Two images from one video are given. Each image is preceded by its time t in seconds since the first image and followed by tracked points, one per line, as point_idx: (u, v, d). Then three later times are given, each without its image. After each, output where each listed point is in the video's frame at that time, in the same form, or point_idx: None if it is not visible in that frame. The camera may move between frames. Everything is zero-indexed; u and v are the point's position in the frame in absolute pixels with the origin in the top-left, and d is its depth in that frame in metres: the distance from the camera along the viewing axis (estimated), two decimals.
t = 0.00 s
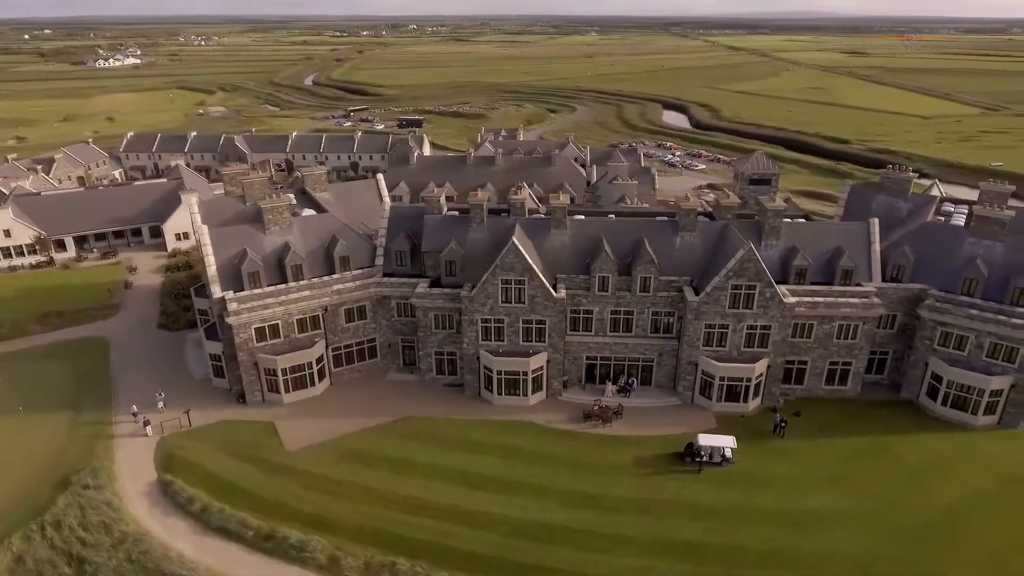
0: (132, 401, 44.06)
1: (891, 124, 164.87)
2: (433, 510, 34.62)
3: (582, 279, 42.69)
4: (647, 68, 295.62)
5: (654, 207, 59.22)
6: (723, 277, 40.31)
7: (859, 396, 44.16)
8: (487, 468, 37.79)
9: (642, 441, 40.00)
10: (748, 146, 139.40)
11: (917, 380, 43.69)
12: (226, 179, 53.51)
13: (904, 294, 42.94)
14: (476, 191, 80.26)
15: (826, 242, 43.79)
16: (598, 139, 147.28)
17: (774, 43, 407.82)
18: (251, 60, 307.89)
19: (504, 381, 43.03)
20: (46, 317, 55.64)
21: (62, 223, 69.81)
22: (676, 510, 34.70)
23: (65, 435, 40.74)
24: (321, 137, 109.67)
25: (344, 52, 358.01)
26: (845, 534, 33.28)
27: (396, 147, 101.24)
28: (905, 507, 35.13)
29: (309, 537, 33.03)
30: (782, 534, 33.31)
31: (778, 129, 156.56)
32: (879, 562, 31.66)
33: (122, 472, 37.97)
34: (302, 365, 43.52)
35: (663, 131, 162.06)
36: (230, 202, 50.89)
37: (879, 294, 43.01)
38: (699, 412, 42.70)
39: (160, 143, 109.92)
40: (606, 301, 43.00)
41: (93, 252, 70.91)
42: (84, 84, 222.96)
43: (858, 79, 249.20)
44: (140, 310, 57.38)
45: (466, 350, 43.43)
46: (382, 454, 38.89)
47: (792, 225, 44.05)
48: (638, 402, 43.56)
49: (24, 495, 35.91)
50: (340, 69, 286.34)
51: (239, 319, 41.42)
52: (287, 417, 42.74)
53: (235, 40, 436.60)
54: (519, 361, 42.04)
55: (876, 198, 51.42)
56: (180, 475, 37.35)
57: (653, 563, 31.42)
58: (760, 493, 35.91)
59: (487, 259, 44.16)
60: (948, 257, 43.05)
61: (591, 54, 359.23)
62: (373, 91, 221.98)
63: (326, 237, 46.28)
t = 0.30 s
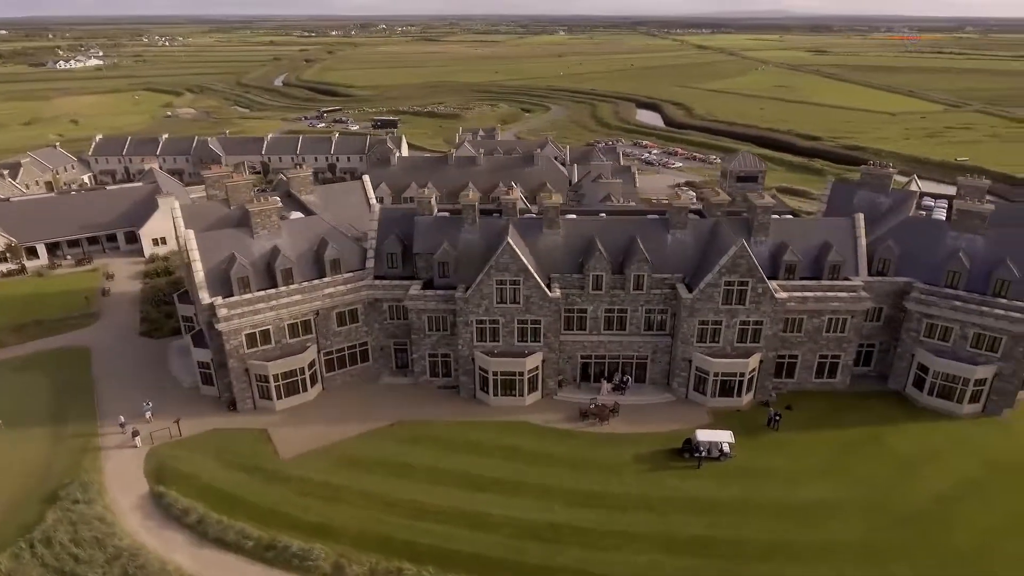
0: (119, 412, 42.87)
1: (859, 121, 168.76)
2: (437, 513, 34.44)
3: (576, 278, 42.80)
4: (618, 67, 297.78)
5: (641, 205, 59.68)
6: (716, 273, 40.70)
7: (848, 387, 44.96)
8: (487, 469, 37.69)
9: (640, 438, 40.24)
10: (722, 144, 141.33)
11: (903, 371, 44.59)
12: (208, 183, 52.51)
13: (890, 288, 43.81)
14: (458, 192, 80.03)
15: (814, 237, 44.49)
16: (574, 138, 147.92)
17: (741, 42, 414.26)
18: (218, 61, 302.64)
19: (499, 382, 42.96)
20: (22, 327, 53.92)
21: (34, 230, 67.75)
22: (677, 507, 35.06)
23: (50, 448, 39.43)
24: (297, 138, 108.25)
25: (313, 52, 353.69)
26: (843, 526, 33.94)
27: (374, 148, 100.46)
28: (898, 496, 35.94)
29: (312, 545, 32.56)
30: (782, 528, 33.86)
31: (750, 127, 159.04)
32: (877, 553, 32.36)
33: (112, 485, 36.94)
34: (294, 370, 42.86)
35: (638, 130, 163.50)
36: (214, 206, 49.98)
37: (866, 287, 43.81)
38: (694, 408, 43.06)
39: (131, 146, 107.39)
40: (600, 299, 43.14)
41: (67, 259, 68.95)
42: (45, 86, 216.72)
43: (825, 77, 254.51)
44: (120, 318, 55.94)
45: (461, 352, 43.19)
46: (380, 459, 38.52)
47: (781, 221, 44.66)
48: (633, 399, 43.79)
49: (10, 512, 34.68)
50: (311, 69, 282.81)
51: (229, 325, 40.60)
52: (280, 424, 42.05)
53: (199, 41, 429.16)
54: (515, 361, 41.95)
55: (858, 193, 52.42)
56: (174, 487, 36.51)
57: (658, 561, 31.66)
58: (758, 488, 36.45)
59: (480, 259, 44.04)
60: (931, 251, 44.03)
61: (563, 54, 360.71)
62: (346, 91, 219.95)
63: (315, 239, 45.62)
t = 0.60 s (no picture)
0: (93, 429, 41.12)
1: (810, 116, 174.06)
2: (437, 517, 34.23)
3: (563, 276, 42.89)
4: (574, 66, 300.10)
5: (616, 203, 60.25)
6: (701, 269, 41.34)
7: (827, 375, 46.24)
8: (484, 472, 37.59)
9: (632, 433, 40.65)
10: (682, 141, 143.95)
11: (878, 358, 46.11)
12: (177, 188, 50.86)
13: (865, 278, 45.22)
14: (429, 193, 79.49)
15: (791, 230, 45.60)
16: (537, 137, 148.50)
17: (692, 40, 422.09)
18: (164, 62, 293.16)
19: (489, 383, 42.77)
20: None
21: None
22: (674, 500, 35.62)
23: (22, 470, 37.56)
24: (258, 141, 105.81)
25: (264, 52, 346.21)
26: (833, 512, 34.88)
27: (339, 150, 98.99)
28: (881, 479, 37.13)
29: (312, 558, 31.95)
30: (777, 517, 34.60)
31: (708, 123, 162.34)
32: (867, 536, 33.37)
33: (93, 505, 35.41)
34: (279, 378, 41.84)
35: (598, 128, 165.08)
36: (186, 212, 48.47)
37: (843, 278, 45.14)
38: (681, 401, 43.67)
39: (81, 151, 103.23)
40: (586, 297, 43.33)
41: (22, 271, 65.83)
42: None
43: (774, 74, 261.59)
44: (85, 330, 53.71)
45: (450, 354, 42.85)
46: (375, 466, 38.02)
47: (759, 214, 45.64)
48: (622, 395, 44.16)
49: None
50: (262, 70, 276.76)
51: (210, 335, 39.36)
52: (266, 434, 41.01)
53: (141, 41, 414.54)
54: (505, 362, 41.81)
55: (827, 187, 54.02)
56: (160, 504, 35.21)
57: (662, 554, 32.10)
58: (751, 477, 37.21)
59: (466, 261, 43.80)
60: (901, 241, 45.64)
61: (518, 53, 361.63)
62: (301, 92, 215.88)
63: (295, 244, 44.62)
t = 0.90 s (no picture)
0: (69, 446, 39.56)
1: (766, 112, 178.34)
2: (437, 522, 34.11)
3: (549, 275, 42.97)
4: (532, 64, 301.06)
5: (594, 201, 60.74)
6: (686, 264, 41.97)
7: (806, 365, 47.43)
8: (480, 473, 37.47)
9: (623, 429, 41.06)
10: (645, 138, 145.89)
11: (855, 346, 47.51)
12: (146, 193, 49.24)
13: (840, 269, 46.54)
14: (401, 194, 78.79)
15: (769, 224, 46.61)
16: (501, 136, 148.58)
17: (646, 38, 427.58)
18: (110, 63, 283.46)
19: (479, 384, 42.58)
20: None
21: None
22: (669, 492, 36.17)
23: None
24: (218, 143, 103.24)
25: (213, 52, 337.17)
26: (825, 497, 35.78)
27: (304, 151, 97.34)
28: (867, 464, 38.26)
29: (313, 569, 31.43)
30: (770, 505, 35.33)
31: (669, 121, 164.90)
32: (859, 519, 34.31)
33: (76, 525, 34.08)
34: (264, 387, 40.92)
35: (561, 126, 166.05)
36: (158, 219, 47.01)
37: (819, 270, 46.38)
38: (669, 395, 44.24)
39: (31, 156, 99.06)
40: (574, 295, 43.51)
41: None
42: None
43: (728, 71, 267.27)
44: (51, 343, 51.57)
45: (438, 356, 42.54)
46: (369, 473, 37.55)
47: (738, 209, 46.48)
48: (610, 391, 44.52)
49: None
50: (214, 71, 269.69)
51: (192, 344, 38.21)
52: (252, 444, 40.04)
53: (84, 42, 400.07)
54: (494, 362, 41.70)
55: (798, 182, 55.49)
56: (148, 522, 34.12)
57: (663, 547, 32.52)
58: (743, 467, 37.95)
59: (451, 262, 43.54)
60: (873, 233, 47.12)
61: (476, 51, 361.08)
62: (257, 93, 211.35)
63: (275, 249, 43.64)
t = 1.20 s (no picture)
0: (47, 464, 38.03)
1: (727, 109, 181.75)
2: (440, 524, 33.85)
3: (538, 274, 43.08)
4: (494, 64, 301.11)
5: (572, 199, 61.15)
6: (672, 260, 42.51)
7: (787, 356, 48.56)
8: (478, 474, 37.33)
9: (616, 425, 41.40)
10: (611, 136, 147.34)
11: (833, 336, 48.80)
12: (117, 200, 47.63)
13: (818, 261, 47.79)
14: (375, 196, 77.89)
15: (750, 219, 47.54)
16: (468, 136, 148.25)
17: (605, 37, 431.57)
18: (57, 66, 273.33)
19: (470, 385, 42.41)
20: None
21: None
22: (667, 485, 36.63)
23: None
24: (181, 147, 100.67)
25: (165, 53, 327.93)
26: (817, 485, 36.66)
27: (271, 154, 95.64)
28: (852, 450, 39.38)
29: None
30: (765, 494, 36.04)
31: (633, 118, 166.85)
32: (851, 504, 35.24)
33: (60, 544, 32.77)
34: (251, 395, 40.01)
35: (527, 125, 166.58)
36: (132, 225, 45.63)
37: (798, 263, 47.49)
38: (658, 389, 44.76)
39: None
40: (562, 293, 43.69)
41: None
42: None
43: (687, 69, 271.67)
44: (17, 356, 49.51)
45: (429, 358, 42.21)
46: (365, 478, 37.08)
47: (719, 205, 47.31)
48: (600, 388, 44.82)
49: None
50: (167, 72, 262.05)
51: (177, 354, 37.14)
52: (242, 454, 39.13)
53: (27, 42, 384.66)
54: (486, 362, 41.56)
55: (772, 177, 56.77)
56: (138, 539, 33.03)
57: (665, 539, 32.89)
58: (735, 458, 38.67)
59: (439, 263, 43.30)
60: (849, 225, 48.49)
61: (437, 51, 359.42)
62: (214, 95, 206.43)
63: (258, 253, 42.70)
